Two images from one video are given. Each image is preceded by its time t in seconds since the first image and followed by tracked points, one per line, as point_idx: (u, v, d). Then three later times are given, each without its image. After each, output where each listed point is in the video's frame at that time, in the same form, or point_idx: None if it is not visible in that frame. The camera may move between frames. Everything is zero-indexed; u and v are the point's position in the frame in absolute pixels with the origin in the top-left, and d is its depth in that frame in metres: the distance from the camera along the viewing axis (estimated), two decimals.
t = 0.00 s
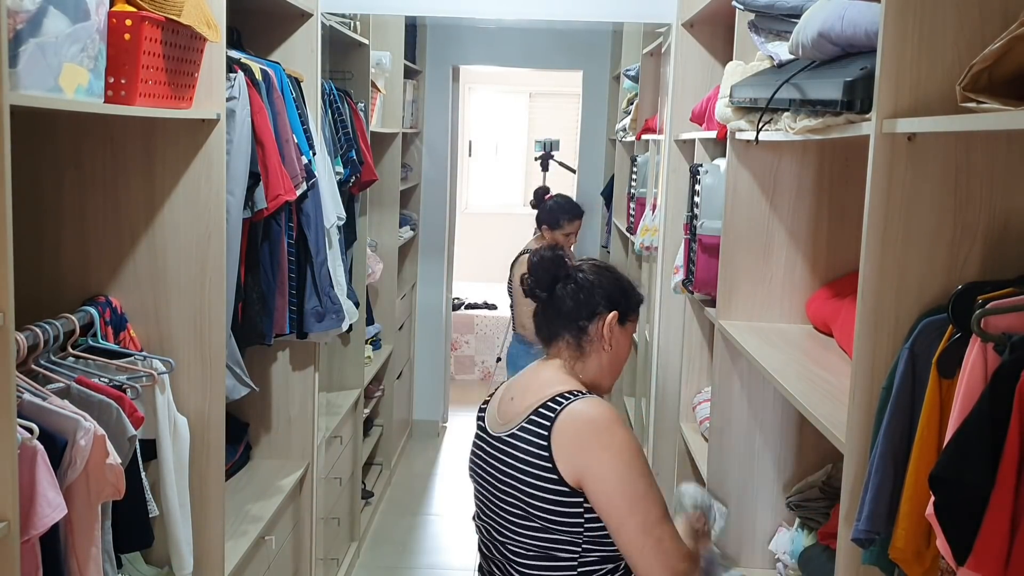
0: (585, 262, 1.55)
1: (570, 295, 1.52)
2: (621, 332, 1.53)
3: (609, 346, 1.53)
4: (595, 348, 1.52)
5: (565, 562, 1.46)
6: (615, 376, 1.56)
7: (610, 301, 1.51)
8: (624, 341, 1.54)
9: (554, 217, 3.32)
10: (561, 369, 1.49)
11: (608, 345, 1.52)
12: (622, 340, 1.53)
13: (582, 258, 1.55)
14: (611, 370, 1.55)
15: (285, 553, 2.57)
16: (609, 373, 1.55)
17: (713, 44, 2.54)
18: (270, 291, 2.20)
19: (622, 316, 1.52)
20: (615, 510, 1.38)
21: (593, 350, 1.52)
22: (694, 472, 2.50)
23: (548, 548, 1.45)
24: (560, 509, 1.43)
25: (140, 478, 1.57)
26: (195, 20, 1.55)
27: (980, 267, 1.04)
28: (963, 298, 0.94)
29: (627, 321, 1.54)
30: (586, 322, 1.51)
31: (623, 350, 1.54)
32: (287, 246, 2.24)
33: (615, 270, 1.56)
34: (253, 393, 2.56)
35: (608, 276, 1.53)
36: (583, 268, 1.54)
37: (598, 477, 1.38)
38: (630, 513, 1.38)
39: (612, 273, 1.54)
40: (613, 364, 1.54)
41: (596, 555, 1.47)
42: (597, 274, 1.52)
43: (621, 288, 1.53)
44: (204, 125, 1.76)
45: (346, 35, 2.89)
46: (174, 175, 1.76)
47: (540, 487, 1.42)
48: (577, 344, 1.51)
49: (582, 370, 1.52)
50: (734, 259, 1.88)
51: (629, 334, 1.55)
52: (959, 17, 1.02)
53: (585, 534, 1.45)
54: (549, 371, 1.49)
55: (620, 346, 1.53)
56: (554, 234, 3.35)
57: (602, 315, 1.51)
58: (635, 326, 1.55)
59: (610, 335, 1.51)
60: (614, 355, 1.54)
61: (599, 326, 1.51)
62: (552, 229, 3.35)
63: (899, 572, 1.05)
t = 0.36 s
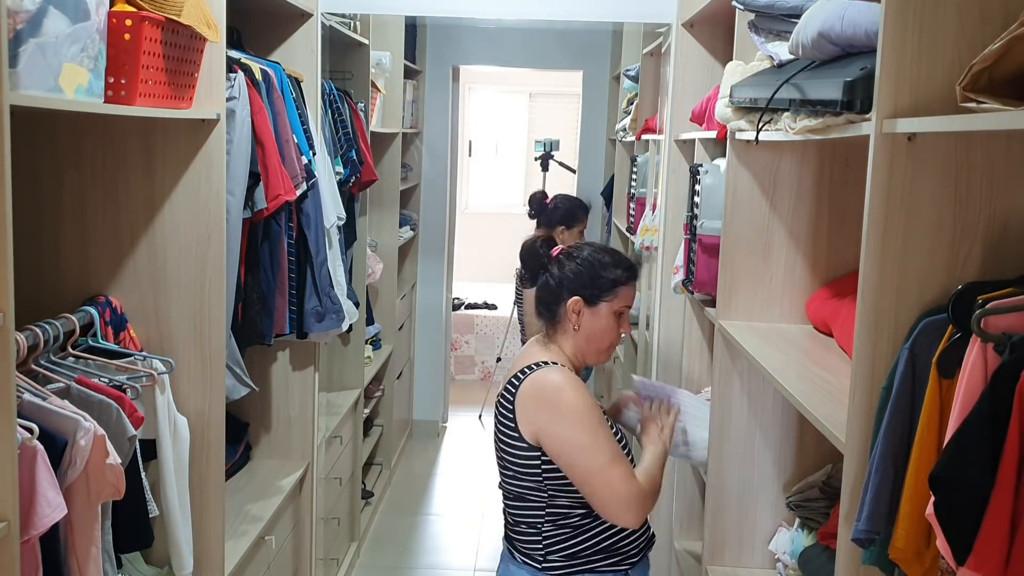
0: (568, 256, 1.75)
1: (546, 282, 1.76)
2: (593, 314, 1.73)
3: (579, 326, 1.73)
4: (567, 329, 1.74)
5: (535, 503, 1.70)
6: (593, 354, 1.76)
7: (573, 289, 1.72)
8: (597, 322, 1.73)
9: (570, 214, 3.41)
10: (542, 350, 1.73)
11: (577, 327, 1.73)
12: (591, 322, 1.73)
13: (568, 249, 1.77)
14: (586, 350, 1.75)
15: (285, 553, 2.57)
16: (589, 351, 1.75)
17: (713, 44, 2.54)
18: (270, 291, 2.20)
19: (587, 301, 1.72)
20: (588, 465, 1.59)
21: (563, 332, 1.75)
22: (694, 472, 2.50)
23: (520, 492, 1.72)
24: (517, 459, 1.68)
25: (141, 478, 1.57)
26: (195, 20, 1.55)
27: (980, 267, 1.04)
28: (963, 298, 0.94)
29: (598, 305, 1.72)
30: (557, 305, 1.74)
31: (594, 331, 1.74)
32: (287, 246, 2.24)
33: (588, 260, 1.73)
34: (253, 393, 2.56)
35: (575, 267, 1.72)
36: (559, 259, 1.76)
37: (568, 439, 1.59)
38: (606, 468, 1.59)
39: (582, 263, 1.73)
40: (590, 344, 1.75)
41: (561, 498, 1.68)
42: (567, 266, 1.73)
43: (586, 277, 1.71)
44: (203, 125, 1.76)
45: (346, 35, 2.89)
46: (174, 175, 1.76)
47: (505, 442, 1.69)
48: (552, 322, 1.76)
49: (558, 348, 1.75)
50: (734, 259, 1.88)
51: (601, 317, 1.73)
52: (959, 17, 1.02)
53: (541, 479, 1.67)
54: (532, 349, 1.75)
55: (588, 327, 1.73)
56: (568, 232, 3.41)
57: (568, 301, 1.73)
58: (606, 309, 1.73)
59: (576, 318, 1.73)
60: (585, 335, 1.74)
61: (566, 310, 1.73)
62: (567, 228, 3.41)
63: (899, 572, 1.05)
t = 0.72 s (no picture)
0: (571, 255, 1.65)
1: (552, 281, 1.62)
2: (600, 318, 1.63)
3: (585, 330, 1.62)
4: (568, 334, 1.62)
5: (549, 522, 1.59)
6: (593, 362, 1.66)
7: (584, 289, 1.60)
8: (602, 327, 1.64)
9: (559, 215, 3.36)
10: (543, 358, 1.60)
11: (582, 331, 1.62)
12: (599, 327, 1.63)
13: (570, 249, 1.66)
14: (588, 356, 1.65)
15: (285, 553, 2.57)
16: (586, 357, 1.65)
17: (713, 44, 2.54)
18: (270, 291, 2.20)
19: (596, 304, 1.61)
20: (594, 487, 1.48)
21: (566, 335, 1.62)
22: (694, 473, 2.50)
23: (532, 512, 1.60)
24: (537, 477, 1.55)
25: (140, 478, 1.57)
26: (195, 20, 1.55)
27: (980, 266, 1.04)
28: (963, 297, 0.94)
29: (605, 308, 1.63)
30: (564, 306, 1.62)
31: (600, 337, 1.64)
32: (287, 246, 2.24)
33: (595, 260, 1.63)
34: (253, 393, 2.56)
35: (585, 265, 1.62)
36: (565, 257, 1.65)
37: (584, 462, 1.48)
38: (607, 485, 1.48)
39: (591, 263, 1.62)
40: (589, 350, 1.64)
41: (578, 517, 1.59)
42: (575, 263, 1.62)
43: (597, 278, 1.61)
44: (204, 125, 1.76)
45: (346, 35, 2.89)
46: (174, 175, 1.76)
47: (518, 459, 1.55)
48: (555, 327, 1.63)
49: (558, 357, 1.62)
50: (734, 260, 1.88)
51: (606, 321, 1.64)
52: (959, 18, 1.02)
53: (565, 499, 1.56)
54: (528, 357, 1.62)
55: (595, 332, 1.63)
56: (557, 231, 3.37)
57: (575, 303, 1.61)
58: (611, 314, 1.63)
59: (583, 321, 1.61)
60: (589, 341, 1.63)
61: (573, 313, 1.61)
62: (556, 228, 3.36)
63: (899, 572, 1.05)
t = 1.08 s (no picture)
0: (477, 257, 1.90)
1: (453, 277, 1.90)
2: (489, 316, 1.87)
3: (474, 325, 1.87)
4: (461, 326, 1.88)
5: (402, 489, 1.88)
6: (484, 356, 1.89)
7: (477, 288, 1.86)
8: (490, 324, 1.88)
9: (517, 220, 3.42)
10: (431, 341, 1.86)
11: (472, 325, 1.87)
12: (485, 324, 1.87)
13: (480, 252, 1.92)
14: (476, 350, 1.88)
15: (285, 553, 2.57)
16: (477, 351, 1.88)
17: (713, 44, 2.54)
18: (270, 291, 2.20)
19: (486, 303, 1.86)
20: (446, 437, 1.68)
21: (456, 327, 1.88)
22: (694, 473, 2.50)
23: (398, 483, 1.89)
24: (389, 447, 1.85)
25: (140, 478, 1.57)
26: (195, 20, 1.55)
27: (980, 266, 1.04)
28: (963, 297, 0.94)
29: (497, 308, 1.87)
30: (459, 300, 1.88)
31: (485, 333, 1.87)
32: (287, 246, 2.24)
33: (498, 264, 1.88)
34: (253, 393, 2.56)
35: (484, 268, 1.86)
36: (471, 259, 1.91)
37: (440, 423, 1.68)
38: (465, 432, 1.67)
39: (493, 265, 1.87)
40: (479, 345, 1.88)
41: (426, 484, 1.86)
42: (478, 264, 1.88)
43: (490, 280, 1.86)
44: (204, 125, 1.76)
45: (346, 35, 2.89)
46: (174, 174, 1.76)
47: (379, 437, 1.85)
48: (450, 317, 1.89)
49: (447, 344, 1.87)
50: (734, 260, 1.88)
51: (497, 321, 1.88)
52: (959, 17, 1.02)
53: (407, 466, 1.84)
54: (422, 341, 1.87)
55: (483, 329, 1.87)
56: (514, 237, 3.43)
57: (468, 300, 1.87)
58: (502, 314, 1.87)
59: (473, 317, 1.87)
60: (477, 335, 1.87)
61: (465, 307, 1.87)
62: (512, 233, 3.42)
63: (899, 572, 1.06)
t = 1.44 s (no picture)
0: (527, 249, 2.05)
1: (512, 274, 2.06)
2: (553, 298, 2.03)
3: (543, 311, 2.03)
4: (533, 313, 2.04)
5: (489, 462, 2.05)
6: (562, 331, 2.04)
7: (535, 278, 2.02)
8: (558, 304, 2.02)
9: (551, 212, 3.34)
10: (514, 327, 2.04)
11: (542, 310, 2.03)
12: (553, 305, 2.02)
13: (529, 243, 2.07)
14: (555, 327, 2.04)
15: (285, 553, 2.57)
16: (555, 329, 2.04)
17: (713, 44, 2.54)
18: (270, 291, 2.20)
19: (546, 289, 2.02)
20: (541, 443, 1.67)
21: (530, 315, 2.05)
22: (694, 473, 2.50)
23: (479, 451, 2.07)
24: (487, 420, 2.02)
25: (141, 478, 1.57)
26: (195, 20, 1.55)
27: (980, 266, 1.04)
28: (963, 297, 0.94)
29: (557, 289, 2.02)
30: (523, 294, 2.04)
31: (555, 312, 2.03)
32: (287, 246, 2.24)
33: (547, 251, 2.03)
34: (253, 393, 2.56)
35: (536, 258, 2.02)
36: (520, 251, 2.06)
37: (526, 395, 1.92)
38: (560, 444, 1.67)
39: (543, 254, 2.03)
40: (556, 323, 2.03)
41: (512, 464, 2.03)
42: (530, 256, 2.03)
43: (544, 267, 2.01)
44: (204, 125, 1.76)
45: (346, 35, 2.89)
46: (174, 174, 1.76)
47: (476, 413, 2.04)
48: (520, 311, 2.06)
49: (529, 329, 2.04)
50: (734, 260, 1.88)
51: (562, 300, 2.03)
52: (959, 18, 1.02)
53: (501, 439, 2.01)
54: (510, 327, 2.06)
55: (553, 310, 2.03)
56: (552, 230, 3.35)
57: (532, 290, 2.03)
58: (564, 293, 2.02)
59: (539, 304, 2.02)
60: (551, 316, 2.03)
61: (530, 298, 2.03)
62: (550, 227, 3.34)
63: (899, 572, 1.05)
